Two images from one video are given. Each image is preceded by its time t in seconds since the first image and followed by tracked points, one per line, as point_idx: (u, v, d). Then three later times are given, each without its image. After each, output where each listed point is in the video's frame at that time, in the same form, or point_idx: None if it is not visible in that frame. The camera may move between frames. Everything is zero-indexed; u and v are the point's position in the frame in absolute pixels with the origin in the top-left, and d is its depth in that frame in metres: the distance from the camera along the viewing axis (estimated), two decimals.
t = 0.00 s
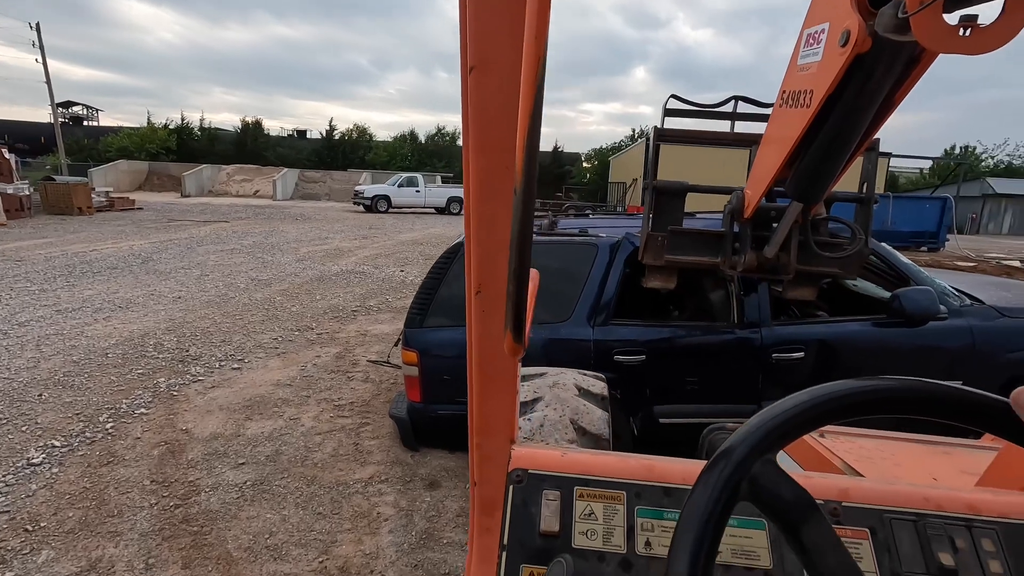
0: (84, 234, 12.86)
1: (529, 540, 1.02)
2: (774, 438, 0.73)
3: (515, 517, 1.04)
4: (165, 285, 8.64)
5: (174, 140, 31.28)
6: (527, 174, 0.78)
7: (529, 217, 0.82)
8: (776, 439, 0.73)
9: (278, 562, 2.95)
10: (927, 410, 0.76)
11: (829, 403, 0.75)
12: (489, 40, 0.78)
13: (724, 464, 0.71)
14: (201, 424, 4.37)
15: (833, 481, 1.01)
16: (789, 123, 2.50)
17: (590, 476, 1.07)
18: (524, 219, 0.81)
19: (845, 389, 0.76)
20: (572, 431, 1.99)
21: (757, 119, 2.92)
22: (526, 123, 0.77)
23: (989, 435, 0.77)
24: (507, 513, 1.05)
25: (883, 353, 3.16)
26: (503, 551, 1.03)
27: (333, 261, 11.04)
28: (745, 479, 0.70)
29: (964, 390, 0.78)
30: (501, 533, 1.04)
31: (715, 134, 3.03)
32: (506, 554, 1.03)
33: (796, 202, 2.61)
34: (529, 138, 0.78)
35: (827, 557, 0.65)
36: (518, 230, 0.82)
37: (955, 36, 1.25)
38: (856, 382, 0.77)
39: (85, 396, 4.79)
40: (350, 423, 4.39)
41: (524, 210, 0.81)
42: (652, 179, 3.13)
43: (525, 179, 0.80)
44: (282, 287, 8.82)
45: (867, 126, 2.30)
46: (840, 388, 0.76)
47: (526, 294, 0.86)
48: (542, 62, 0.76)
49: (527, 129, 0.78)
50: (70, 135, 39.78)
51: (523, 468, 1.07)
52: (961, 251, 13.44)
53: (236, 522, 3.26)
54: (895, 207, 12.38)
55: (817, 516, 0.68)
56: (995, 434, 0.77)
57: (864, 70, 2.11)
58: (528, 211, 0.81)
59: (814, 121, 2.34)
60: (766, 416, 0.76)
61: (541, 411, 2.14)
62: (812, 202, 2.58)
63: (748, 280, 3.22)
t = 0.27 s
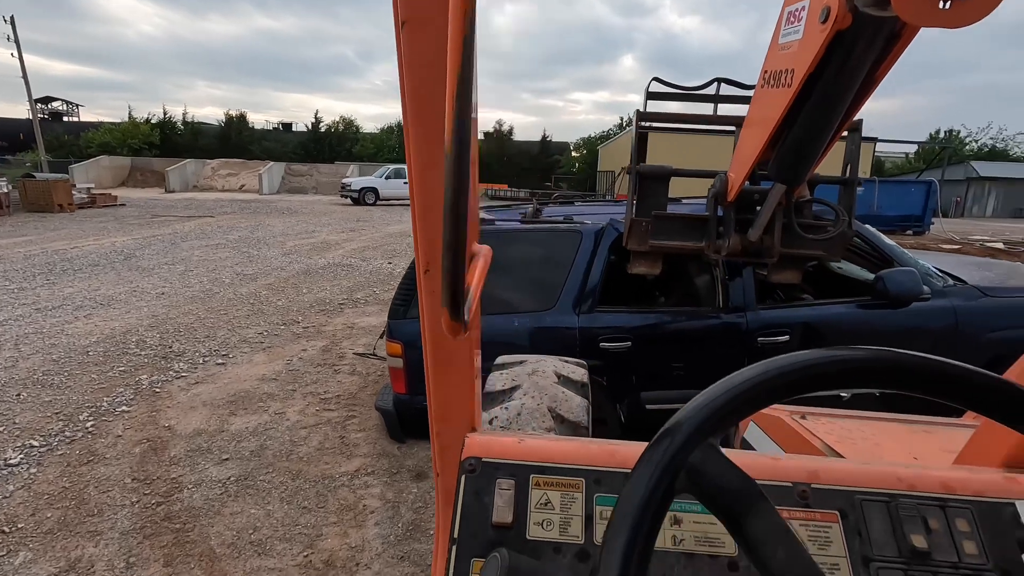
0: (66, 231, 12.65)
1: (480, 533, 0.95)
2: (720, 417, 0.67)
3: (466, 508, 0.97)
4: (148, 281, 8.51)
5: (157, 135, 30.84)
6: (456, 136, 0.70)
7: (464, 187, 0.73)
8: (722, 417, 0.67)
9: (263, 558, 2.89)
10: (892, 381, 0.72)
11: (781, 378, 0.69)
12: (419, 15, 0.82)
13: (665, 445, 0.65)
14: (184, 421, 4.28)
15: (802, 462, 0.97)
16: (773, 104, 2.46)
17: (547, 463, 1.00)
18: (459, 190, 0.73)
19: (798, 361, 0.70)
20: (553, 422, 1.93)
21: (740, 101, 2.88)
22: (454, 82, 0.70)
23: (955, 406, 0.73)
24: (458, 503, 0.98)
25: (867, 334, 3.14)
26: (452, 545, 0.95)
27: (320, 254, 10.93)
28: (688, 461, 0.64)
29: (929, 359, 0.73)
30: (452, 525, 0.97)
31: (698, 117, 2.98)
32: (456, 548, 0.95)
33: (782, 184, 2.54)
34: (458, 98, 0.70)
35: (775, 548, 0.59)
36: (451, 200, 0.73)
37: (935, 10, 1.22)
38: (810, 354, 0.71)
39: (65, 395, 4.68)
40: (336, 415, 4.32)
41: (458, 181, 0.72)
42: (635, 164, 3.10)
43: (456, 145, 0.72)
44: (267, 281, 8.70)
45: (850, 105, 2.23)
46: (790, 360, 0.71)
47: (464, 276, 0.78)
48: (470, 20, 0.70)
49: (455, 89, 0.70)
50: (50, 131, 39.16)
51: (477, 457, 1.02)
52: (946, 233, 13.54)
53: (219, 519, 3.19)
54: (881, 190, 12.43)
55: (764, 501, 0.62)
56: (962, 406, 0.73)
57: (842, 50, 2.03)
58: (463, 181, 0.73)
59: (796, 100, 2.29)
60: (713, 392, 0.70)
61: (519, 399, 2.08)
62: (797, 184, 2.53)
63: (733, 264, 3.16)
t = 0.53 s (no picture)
0: (44, 229, 12.31)
1: (408, 533, 0.91)
2: (623, 408, 0.56)
3: (395, 508, 0.93)
4: (128, 278, 8.30)
5: (138, 129, 30.26)
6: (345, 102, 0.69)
7: (360, 157, 0.71)
8: (625, 409, 0.56)
9: (241, 555, 2.73)
10: (845, 374, 0.60)
11: (702, 363, 0.58)
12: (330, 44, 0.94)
13: (554, 442, 0.55)
14: (163, 418, 4.10)
15: (749, 453, 0.95)
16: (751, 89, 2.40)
17: (480, 459, 0.96)
18: (353, 159, 0.71)
19: (727, 343, 0.59)
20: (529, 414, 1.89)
21: (719, 87, 2.83)
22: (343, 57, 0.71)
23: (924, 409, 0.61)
24: (386, 503, 0.94)
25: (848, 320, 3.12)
26: (378, 547, 0.90)
27: (305, 249, 10.77)
28: (577, 462, 0.54)
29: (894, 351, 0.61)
30: (378, 526, 0.92)
31: (678, 103, 2.92)
32: (382, 550, 0.90)
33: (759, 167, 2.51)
34: (349, 69, 0.71)
35: (672, 563, 0.49)
36: (346, 170, 0.71)
37: None
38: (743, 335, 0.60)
39: (41, 395, 4.49)
40: (319, 411, 4.21)
41: (351, 151, 0.71)
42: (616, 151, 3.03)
43: (349, 113, 0.70)
44: (251, 276, 8.55)
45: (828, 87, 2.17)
46: (719, 340, 0.59)
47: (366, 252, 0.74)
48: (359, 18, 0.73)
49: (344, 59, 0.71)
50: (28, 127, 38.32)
51: (408, 454, 0.98)
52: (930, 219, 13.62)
53: (197, 517, 3.02)
54: (867, 177, 12.46)
55: (661, 508, 0.51)
56: (931, 408, 0.60)
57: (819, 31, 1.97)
58: (358, 153, 0.71)
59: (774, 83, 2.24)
60: (619, 378, 0.59)
61: (490, 391, 1.99)
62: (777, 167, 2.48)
63: (715, 251, 3.13)
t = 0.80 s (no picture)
0: (31, 226, 12.18)
1: (376, 526, 0.89)
2: (584, 390, 0.54)
3: (364, 501, 0.91)
4: (117, 275, 8.22)
5: (127, 125, 29.95)
6: (291, 75, 0.67)
7: (311, 133, 0.69)
8: (587, 390, 0.55)
9: (230, 552, 2.70)
10: (818, 356, 0.58)
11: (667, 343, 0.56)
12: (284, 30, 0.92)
13: (512, 424, 0.53)
14: (152, 415, 4.06)
15: (726, 441, 0.94)
16: (738, 81, 2.38)
17: (453, 450, 0.94)
18: (304, 135, 0.69)
19: (694, 323, 0.57)
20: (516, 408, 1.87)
21: (708, 78, 2.81)
22: (290, 29, 0.69)
23: (898, 393, 0.59)
24: (355, 496, 0.92)
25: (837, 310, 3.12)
26: (347, 541, 0.88)
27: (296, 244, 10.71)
28: (535, 445, 0.52)
29: (869, 334, 0.59)
30: (347, 520, 0.91)
31: (667, 94, 2.90)
32: (350, 545, 0.88)
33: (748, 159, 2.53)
34: (295, 42, 0.69)
35: (631, 547, 0.48)
36: (297, 146, 0.70)
37: None
38: (712, 315, 0.58)
39: (27, 393, 4.44)
40: (310, 406, 4.18)
41: (302, 126, 0.69)
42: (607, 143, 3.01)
43: (297, 87, 0.68)
44: (242, 272, 8.49)
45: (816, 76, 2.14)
46: (686, 320, 0.57)
47: (321, 232, 0.72)
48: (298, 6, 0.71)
49: (290, 31, 0.69)
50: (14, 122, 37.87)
51: (377, 446, 0.96)
52: (920, 211, 13.69)
53: (186, 514, 2.99)
54: (857, 169, 12.51)
55: (620, 493, 0.50)
56: (905, 393, 0.59)
57: (809, 20, 1.95)
58: (308, 129, 0.69)
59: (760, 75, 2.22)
60: (582, 358, 0.57)
61: (477, 383, 1.97)
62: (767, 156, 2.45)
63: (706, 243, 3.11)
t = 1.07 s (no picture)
0: (24, 224, 12.09)
1: (361, 521, 0.88)
2: (566, 377, 0.53)
3: (350, 496, 0.90)
4: (111, 273, 8.17)
5: (121, 122, 29.79)
6: (269, 60, 0.65)
7: (288, 116, 0.68)
8: (569, 377, 0.53)
9: (224, 550, 2.69)
10: (808, 341, 0.57)
11: (653, 329, 0.55)
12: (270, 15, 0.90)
13: (491, 412, 0.52)
14: (145, 413, 4.03)
15: (719, 434, 0.93)
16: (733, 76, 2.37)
17: (440, 444, 0.93)
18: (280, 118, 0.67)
19: (681, 308, 0.56)
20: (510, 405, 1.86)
21: (704, 72, 2.80)
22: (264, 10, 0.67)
23: (891, 379, 0.58)
24: (341, 491, 0.91)
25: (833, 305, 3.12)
26: (332, 537, 0.87)
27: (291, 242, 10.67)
28: (515, 434, 0.51)
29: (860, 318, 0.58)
30: (333, 515, 0.89)
31: (662, 88, 2.89)
32: (335, 540, 0.87)
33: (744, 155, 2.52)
34: (272, 24, 0.67)
35: (613, 538, 0.47)
36: (274, 129, 0.67)
37: None
38: (699, 301, 0.56)
39: (19, 391, 4.41)
40: (305, 404, 4.16)
41: (278, 110, 0.67)
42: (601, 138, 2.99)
43: (273, 69, 0.66)
44: (236, 269, 8.46)
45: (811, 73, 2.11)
46: (673, 305, 0.56)
47: (300, 217, 0.70)
48: None
49: (265, 11, 0.67)
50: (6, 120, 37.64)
51: (363, 440, 0.95)
52: (915, 207, 13.72)
53: (180, 512, 2.97)
54: (852, 166, 12.52)
55: (604, 484, 0.49)
56: (897, 378, 0.58)
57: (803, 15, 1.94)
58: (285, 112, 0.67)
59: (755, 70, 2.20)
60: (564, 345, 0.56)
61: (470, 379, 1.95)
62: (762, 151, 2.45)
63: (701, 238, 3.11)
